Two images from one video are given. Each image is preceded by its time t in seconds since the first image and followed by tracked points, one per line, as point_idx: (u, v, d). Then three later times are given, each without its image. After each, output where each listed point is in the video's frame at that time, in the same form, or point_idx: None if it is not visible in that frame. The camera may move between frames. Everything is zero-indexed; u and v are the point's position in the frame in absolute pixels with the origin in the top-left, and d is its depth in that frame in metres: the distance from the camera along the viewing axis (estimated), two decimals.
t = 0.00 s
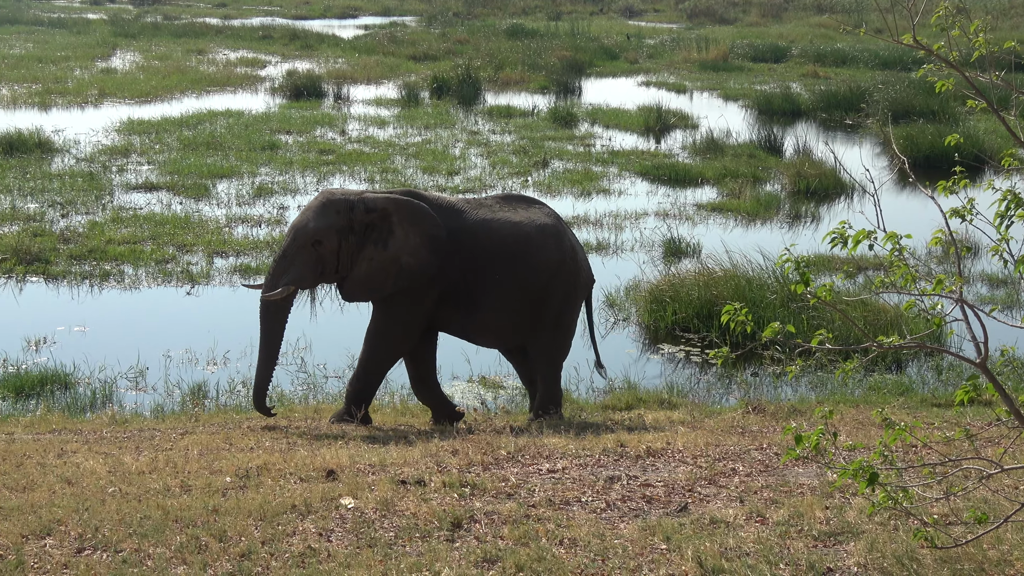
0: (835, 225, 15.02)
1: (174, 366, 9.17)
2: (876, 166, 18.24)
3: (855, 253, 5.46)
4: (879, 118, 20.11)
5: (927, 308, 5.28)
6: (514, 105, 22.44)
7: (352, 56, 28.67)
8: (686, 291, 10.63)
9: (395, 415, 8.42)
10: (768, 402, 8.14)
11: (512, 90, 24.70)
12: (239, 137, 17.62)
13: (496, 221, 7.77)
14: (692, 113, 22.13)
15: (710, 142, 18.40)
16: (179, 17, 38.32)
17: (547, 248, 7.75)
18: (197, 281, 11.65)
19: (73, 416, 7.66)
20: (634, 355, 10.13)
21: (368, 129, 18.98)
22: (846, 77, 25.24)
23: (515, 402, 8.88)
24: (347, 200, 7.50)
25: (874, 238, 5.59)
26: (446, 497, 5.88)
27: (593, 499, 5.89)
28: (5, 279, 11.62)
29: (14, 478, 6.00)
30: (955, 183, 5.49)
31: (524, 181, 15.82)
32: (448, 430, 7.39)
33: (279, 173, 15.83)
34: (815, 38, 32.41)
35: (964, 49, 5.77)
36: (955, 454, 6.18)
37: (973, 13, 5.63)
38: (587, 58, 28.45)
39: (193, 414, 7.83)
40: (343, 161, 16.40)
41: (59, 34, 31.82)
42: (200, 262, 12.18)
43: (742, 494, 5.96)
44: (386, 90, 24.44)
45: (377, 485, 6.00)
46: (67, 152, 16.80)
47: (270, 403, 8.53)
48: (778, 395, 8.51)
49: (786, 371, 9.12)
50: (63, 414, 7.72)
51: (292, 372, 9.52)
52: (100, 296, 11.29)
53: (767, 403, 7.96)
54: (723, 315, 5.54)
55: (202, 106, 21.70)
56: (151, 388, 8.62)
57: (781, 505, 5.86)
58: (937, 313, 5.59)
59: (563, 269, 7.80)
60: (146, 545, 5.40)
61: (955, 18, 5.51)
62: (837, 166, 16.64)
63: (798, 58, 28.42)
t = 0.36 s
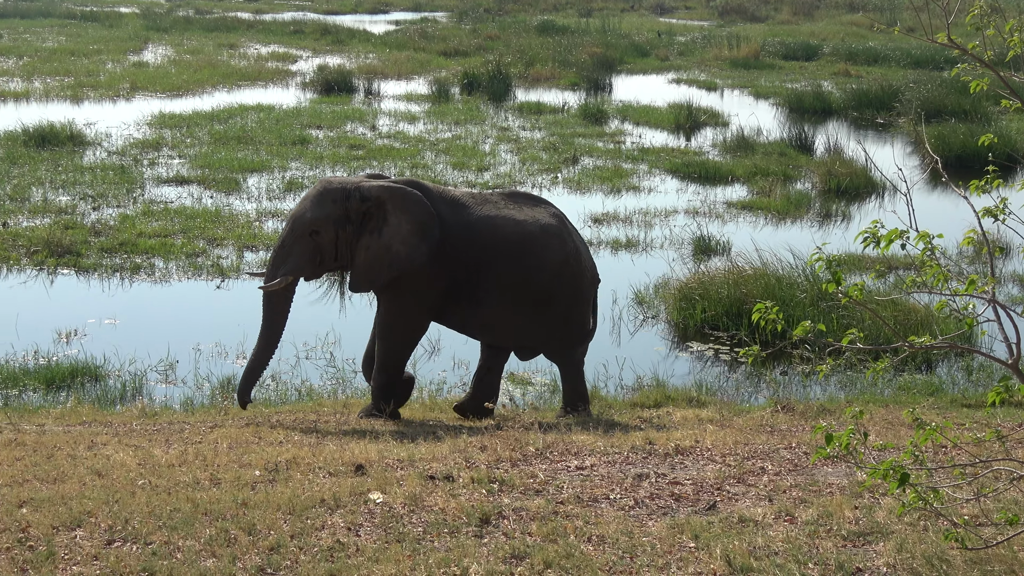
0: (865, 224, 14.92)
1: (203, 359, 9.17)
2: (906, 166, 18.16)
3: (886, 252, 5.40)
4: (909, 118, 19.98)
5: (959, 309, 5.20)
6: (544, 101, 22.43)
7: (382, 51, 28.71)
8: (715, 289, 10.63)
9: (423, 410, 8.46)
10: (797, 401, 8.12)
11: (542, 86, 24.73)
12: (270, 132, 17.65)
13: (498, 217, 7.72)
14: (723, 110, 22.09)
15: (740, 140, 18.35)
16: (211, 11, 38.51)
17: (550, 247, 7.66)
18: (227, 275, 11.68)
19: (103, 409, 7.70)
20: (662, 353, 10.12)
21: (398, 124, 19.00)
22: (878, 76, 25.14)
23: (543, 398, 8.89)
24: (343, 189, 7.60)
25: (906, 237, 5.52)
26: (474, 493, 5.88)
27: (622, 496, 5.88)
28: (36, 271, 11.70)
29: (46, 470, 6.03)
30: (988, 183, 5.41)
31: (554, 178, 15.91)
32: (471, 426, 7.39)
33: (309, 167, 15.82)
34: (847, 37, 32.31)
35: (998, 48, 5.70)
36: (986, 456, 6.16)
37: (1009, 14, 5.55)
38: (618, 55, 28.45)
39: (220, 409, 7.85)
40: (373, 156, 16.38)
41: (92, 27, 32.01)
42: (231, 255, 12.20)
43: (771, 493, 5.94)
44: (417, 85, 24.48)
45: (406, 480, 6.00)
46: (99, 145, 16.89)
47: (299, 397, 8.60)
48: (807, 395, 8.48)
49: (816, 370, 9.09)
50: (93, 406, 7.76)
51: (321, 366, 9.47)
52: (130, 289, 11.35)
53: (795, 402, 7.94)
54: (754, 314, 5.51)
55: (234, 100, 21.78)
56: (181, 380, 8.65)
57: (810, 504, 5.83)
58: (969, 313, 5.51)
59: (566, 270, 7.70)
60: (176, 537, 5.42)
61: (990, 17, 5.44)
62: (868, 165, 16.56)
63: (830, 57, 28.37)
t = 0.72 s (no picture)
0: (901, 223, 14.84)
1: (238, 354, 9.23)
2: (943, 166, 18.03)
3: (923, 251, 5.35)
4: (946, 117, 19.87)
5: (996, 309, 5.14)
6: (579, 98, 22.43)
7: (419, 48, 28.73)
8: (750, 288, 10.61)
9: (457, 406, 8.50)
10: (832, 400, 8.07)
11: (578, 83, 24.75)
12: (306, 128, 17.69)
13: (501, 215, 7.73)
14: (759, 108, 22.02)
15: (776, 138, 18.26)
16: (247, 6, 38.71)
17: (551, 247, 7.71)
18: (263, 270, 11.73)
19: (139, 402, 7.75)
20: (697, 351, 10.11)
21: (434, 121, 19.03)
22: (916, 75, 25.05)
23: (577, 395, 8.91)
24: (345, 184, 7.65)
25: (944, 237, 5.46)
26: (508, 489, 5.88)
27: (655, 494, 5.88)
28: (73, 266, 11.81)
29: (82, 463, 6.08)
30: None
31: (589, 175, 15.98)
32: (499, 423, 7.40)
33: (344, 164, 15.81)
34: (885, 35, 32.19)
35: None
36: None
37: None
38: (654, 53, 28.44)
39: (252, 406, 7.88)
40: (408, 152, 16.37)
41: (129, 22, 32.23)
42: (266, 250, 12.24)
43: (805, 492, 5.93)
44: (451, 82, 24.52)
45: (440, 476, 6.01)
46: (136, 140, 17.00)
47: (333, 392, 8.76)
48: (843, 394, 8.45)
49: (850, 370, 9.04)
50: (129, 399, 7.82)
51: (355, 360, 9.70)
52: (166, 284, 11.44)
53: (831, 401, 7.92)
54: (790, 312, 5.47)
55: (271, 96, 21.85)
56: (216, 375, 8.70)
57: (844, 504, 5.82)
58: (1006, 313, 5.44)
59: (568, 270, 7.75)
60: (211, 531, 5.44)
61: None
62: (905, 164, 16.45)
63: (867, 56, 28.27)
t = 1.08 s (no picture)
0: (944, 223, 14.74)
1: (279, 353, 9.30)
2: (987, 166, 17.88)
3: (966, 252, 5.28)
4: (991, 117, 19.72)
5: None
6: (620, 97, 22.41)
7: (459, 47, 28.76)
8: (791, 287, 10.58)
9: (497, 404, 8.54)
10: (874, 401, 8.04)
11: (619, 82, 24.78)
12: (347, 126, 17.73)
13: (511, 211, 7.74)
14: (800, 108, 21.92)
15: (817, 137, 18.19)
16: (289, 5, 38.99)
17: (561, 242, 7.72)
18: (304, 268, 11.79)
19: (181, 401, 7.82)
20: (737, 351, 10.11)
21: (474, 120, 19.06)
22: (959, 74, 24.90)
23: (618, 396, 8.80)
24: (355, 185, 7.62)
25: (988, 237, 5.39)
26: (547, 488, 5.89)
27: (695, 494, 5.87)
28: (116, 264, 11.93)
29: (125, 459, 6.13)
30: None
31: (630, 175, 16.05)
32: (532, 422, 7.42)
33: (386, 162, 15.83)
34: (928, 34, 31.98)
35: None
36: None
37: None
38: (695, 51, 28.42)
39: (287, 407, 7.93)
40: (449, 151, 16.41)
41: (171, 21, 32.53)
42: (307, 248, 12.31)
43: (846, 493, 5.90)
44: (493, 81, 24.57)
45: (480, 475, 6.02)
46: (179, 138, 17.11)
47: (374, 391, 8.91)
48: (884, 395, 8.43)
49: (892, 370, 9.00)
50: (171, 398, 7.89)
51: (396, 359, 9.85)
52: (208, 282, 11.52)
53: (873, 402, 7.88)
54: (831, 314, 5.43)
55: (312, 95, 21.94)
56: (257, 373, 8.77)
57: (885, 505, 5.79)
58: None
59: (579, 264, 7.76)
60: (252, 528, 5.46)
61: None
62: (948, 163, 16.33)
63: (909, 54, 28.13)
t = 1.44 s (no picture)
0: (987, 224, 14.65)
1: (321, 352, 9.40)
2: None
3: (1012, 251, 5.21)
4: None
5: None
6: (660, 97, 22.36)
7: (500, 46, 28.81)
8: (833, 287, 10.54)
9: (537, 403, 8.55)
10: (916, 401, 8.00)
11: (659, 82, 24.79)
12: (388, 126, 17.77)
13: (520, 208, 7.71)
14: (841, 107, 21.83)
15: (860, 136, 18.15)
16: (329, 4, 39.26)
17: (571, 237, 7.68)
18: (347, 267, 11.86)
19: (223, 399, 7.89)
20: (778, 351, 10.07)
21: (515, 119, 19.10)
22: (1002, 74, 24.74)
23: (658, 395, 8.71)
24: (364, 184, 7.55)
25: None
26: (588, 488, 5.88)
27: (736, 494, 5.85)
28: (158, 263, 12.05)
29: (166, 457, 6.17)
30: None
31: (671, 174, 16.10)
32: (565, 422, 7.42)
33: (426, 162, 15.84)
34: (970, 33, 31.75)
35: None
36: None
37: None
38: (736, 51, 28.40)
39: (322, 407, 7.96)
40: (489, 151, 16.43)
41: (213, 21, 32.82)
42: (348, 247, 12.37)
43: (888, 494, 5.87)
44: (533, 81, 24.60)
45: (520, 474, 6.02)
46: (220, 137, 17.22)
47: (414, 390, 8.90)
48: (926, 396, 8.40)
49: (935, 370, 8.97)
50: (213, 396, 7.97)
51: (437, 357, 9.89)
52: (250, 281, 11.60)
53: (915, 403, 7.86)
54: (874, 314, 5.39)
55: (352, 94, 22.02)
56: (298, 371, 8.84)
57: (928, 506, 5.75)
58: None
59: (589, 258, 7.72)
60: (293, 527, 5.48)
61: None
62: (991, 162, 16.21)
63: (951, 53, 27.95)
